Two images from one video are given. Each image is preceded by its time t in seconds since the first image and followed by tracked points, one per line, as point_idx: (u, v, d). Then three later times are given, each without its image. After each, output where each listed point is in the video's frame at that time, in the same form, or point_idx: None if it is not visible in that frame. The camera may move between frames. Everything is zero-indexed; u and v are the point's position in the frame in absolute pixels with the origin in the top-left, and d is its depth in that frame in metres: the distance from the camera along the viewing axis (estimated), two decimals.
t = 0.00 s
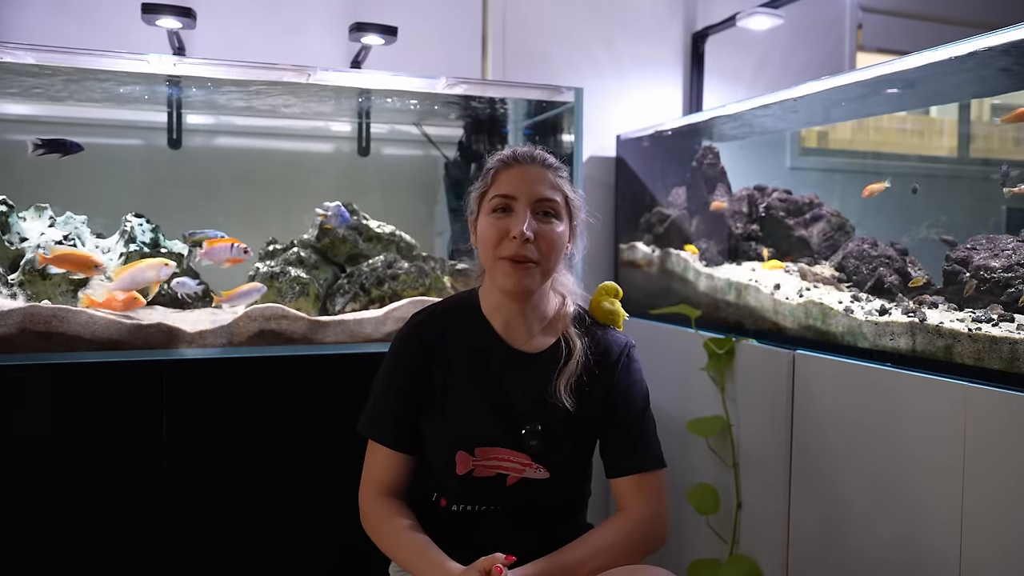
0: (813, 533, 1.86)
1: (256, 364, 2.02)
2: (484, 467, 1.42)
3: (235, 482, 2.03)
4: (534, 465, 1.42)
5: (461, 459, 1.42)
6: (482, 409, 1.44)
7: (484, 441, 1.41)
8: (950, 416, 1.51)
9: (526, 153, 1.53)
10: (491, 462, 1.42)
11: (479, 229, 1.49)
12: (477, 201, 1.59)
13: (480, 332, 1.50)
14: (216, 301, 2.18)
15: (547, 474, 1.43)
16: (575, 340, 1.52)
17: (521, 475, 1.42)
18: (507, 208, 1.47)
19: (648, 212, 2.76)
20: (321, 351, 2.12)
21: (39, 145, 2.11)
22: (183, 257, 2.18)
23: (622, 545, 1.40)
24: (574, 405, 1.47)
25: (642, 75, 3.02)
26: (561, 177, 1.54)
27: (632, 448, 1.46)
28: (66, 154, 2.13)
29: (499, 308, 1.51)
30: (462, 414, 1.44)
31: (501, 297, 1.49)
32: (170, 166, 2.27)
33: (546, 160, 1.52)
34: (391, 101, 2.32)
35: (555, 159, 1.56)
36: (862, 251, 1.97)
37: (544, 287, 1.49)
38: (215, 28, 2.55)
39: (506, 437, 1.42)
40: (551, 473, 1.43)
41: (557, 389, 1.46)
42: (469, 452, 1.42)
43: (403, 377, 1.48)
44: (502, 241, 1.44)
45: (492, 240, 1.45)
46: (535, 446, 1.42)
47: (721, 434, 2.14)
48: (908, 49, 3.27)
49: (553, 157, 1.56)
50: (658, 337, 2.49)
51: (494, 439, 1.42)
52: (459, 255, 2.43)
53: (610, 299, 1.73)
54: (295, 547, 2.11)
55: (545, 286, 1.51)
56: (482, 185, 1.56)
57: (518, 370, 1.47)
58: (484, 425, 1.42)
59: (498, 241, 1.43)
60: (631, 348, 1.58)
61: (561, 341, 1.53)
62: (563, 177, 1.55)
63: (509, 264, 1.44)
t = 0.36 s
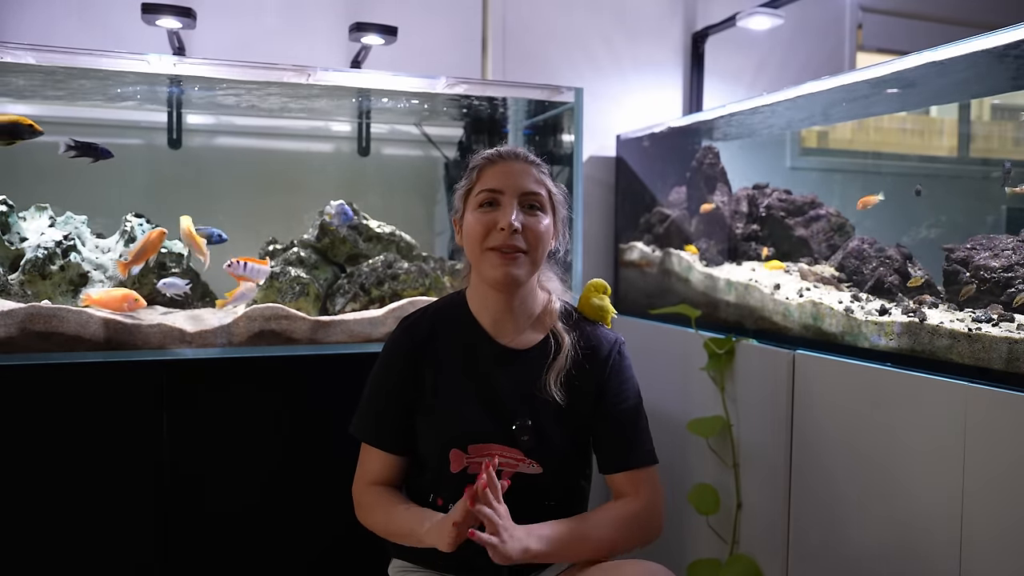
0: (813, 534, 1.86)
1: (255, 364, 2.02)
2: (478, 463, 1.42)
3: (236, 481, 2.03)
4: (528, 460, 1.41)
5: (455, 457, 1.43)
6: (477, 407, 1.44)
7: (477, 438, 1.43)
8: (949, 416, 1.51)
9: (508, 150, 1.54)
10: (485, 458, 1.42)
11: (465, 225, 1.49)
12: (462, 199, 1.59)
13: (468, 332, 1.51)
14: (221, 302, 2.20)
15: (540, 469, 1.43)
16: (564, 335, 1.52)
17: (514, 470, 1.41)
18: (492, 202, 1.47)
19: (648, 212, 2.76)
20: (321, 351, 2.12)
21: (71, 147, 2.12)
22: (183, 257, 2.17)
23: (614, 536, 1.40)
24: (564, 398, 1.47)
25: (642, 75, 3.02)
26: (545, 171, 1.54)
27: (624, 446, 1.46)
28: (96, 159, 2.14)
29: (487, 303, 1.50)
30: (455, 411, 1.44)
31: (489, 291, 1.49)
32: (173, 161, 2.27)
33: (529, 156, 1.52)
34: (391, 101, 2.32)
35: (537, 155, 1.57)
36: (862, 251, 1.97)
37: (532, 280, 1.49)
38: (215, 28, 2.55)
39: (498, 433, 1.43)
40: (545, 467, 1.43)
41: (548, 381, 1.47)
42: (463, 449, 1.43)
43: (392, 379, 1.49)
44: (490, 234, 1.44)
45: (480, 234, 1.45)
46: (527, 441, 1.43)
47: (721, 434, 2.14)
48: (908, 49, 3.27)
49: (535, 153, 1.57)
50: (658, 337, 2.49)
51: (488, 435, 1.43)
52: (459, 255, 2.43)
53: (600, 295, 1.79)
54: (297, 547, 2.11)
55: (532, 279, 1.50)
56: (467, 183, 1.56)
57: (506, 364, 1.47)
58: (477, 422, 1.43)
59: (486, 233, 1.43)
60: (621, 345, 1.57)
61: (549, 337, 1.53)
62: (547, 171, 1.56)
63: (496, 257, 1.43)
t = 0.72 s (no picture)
0: (812, 534, 1.86)
1: (256, 364, 2.02)
2: (479, 464, 1.43)
3: (235, 481, 2.03)
4: (529, 459, 1.43)
5: (456, 457, 1.43)
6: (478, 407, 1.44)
7: (479, 438, 1.43)
8: (949, 416, 1.51)
9: (488, 154, 1.54)
10: (487, 459, 1.43)
11: (459, 238, 1.48)
12: (447, 209, 1.58)
13: (465, 330, 1.51)
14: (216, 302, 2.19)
15: (542, 468, 1.44)
16: (562, 331, 1.53)
17: (517, 471, 1.43)
18: (483, 212, 1.47)
19: (648, 212, 2.76)
20: (322, 351, 2.12)
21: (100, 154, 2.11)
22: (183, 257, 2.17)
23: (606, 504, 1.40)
24: (564, 393, 1.48)
25: (642, 75, 3.02)
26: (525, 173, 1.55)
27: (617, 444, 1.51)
28: (125, 167, 2.14)
29: (487, 309, 1.51)
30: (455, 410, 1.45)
31: (487, 297, 1.49)
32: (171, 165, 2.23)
33: (509, 158, 1.53)
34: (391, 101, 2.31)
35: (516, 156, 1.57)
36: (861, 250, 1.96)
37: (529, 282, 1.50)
38: (215, 28, 2.55)
39: (499, 431, 1.43)
40: (546, 467, 1.44)
41: (547, 377, 1.47)
42: (464, 449, 1.43)
43: (392, 379, 1.49)
44: (487, 246, 1.44)
45: (476, 246, 1.45)
46: (529, 438, 1.43)
47: (721, 434, 2.14)
48: (908, 49, 3.27)
49: (514, 154, 1.58)
50: (658, 337, 2.49)
51: (489, 434, 1.43)
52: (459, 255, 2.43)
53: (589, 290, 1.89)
54: (298, 547, 2.11)
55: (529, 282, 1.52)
56: (450, 193, 1.55)
57: (509, 362, 1.47)
58: (478, 420, 1.44)
59: (483, 245, 1.43)
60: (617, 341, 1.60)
61: (549, 334, 1.53)
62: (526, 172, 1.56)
63: (496, 266, 1.44)
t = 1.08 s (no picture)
0: (812, 534, 1.86)
1: (255, 364, 2.02)
2: (478, 466, 1.43)
3: (235, 481, 2.03)
4: (529, 462, 1.42)
5: (455, 459, 1.44)
6: (478, 408, 1.44)
7: (477, 440, 1.43)
8: (949, 417, 1.51)
9: (467, 157, 1.53)
10: (485, 462, 1.43)
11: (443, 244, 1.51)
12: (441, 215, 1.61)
13: (464, 336, 1.51)
14: (207, 299, 2.16)
15: (542, 471, 1.43)
16: (563, 335, 1.52)
17: (516, 473, 1.42)
18: (460, 216, 1.48)
19: (648, 212, 2.76)
20: (321, 351, 2.12)
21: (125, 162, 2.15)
22: (183, 257, 2.18)
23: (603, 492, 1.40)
24: (564, 398, 1.48)
25: (642, 75, 3.02)
26: (510, 172, 1.52)
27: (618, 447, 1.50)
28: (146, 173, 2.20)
29: (481, 311, 1.52)
30: (454, 414, 1.45)
31: (479, 300, 1.51)
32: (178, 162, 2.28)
33: (487, 159, 1.50)
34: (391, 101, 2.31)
35: (499, 155, 1.55)
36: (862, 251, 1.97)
37: (518, 283, 1.49)
38: (215, 28, 2.55)
39: (499, 435, 1.43)
40: (545, 469, 1.43)
41: (546, 382, 1.47)
42: (462, 452, 1.44)
43: (391, 383, 1.50)
44: (462, 250, 1.45)
45: (454, 251, 1.46)
46: (528, 442, 1.42)
47: (721, 434, 2.14)
48: (908, 49, 3.27)
49: (498, 152, 1.55)
50: (658, 337, 2.48)
51: (489, 436, 1.42)
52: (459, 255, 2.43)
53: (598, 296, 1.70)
54: (299, 548, 2.11)
55: (520, 282, 1.50)
56: (439, 200, 1.57)
57: (509, 366, 1.48)
58: (478, 423, 1.43)
59: (457, 251, 1.44)
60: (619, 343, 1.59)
61: (549, 337, 1.53)
62: (512, 169, 1.53)
63: (472, 269, 1.44)
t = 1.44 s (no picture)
0: (813, 534, 1.86)
1: (256, 364, 2.02)
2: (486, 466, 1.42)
3: (235, 482, 2.03)
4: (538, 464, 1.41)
5: (463, 458, 1.43)
6: (480, 407, 1.45)
7: (485, 437, 1.43)
8: (949, 417, 1.51)
9: (464, 159, 1.56)
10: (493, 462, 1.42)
11: (450, 245, 1.50)
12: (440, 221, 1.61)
13: (471, 334, 1.52)
14: (207, 299, 2.15)
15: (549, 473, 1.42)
16: (572, 334, 1.52)
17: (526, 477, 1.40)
18: (466, 215, 1.49)
19: (648, 212, 2.76)
20: (321, 351, 2.12)
21: (157, 170, 2.22)
22: (183, 257, 2.17)
23: (594, 512, 1.39)
24: (573, 397, 1.48)
25: (642, 75, 3.02)
26: (506, 169, 1.56)
27: (629, 447, 1.50)
28: (173, 185, 2.22)
29: (493, 310, 1.51)
30: (461, 412, 1.45)
31: (491, 299, 1.50)
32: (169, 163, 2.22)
33: (484, 158, 1.54)
34: (391, 101, 2.31)
35: (494, 155, 1.58)
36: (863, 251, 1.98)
37: (529, 277, 1.49)
38: (215, 28, 2.55)
39: (509, 434, 1.43)
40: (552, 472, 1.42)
41: (557, 380, 1.47)
42: (471, 451, 1.43)
43: (402, 379, 1.53)
44: (474, 246, 1.44)
45: (465, 249, 1.46)
46: (537, 442, 1.42)
47: (721, 434, 2.14)
48: (908, 49, 3.27)
49: (493, 153, 1.59)
50: (658, 337, 2.48)
51: (496, 436, 1.43)
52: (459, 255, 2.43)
53: (612, 292, 1.68)
54: (298, 547, 2.11)
55: (531, 277, 1.51)
56: (439, 204, 1.58)
57: (517, 366, 1.48)
58: (484, 422, 1.43)
59: (469, 246, 1.44)
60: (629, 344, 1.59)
61: (558, 337, 1.53)
62: (508, 168, 1.57)
63: (486, 264, 1.44)
